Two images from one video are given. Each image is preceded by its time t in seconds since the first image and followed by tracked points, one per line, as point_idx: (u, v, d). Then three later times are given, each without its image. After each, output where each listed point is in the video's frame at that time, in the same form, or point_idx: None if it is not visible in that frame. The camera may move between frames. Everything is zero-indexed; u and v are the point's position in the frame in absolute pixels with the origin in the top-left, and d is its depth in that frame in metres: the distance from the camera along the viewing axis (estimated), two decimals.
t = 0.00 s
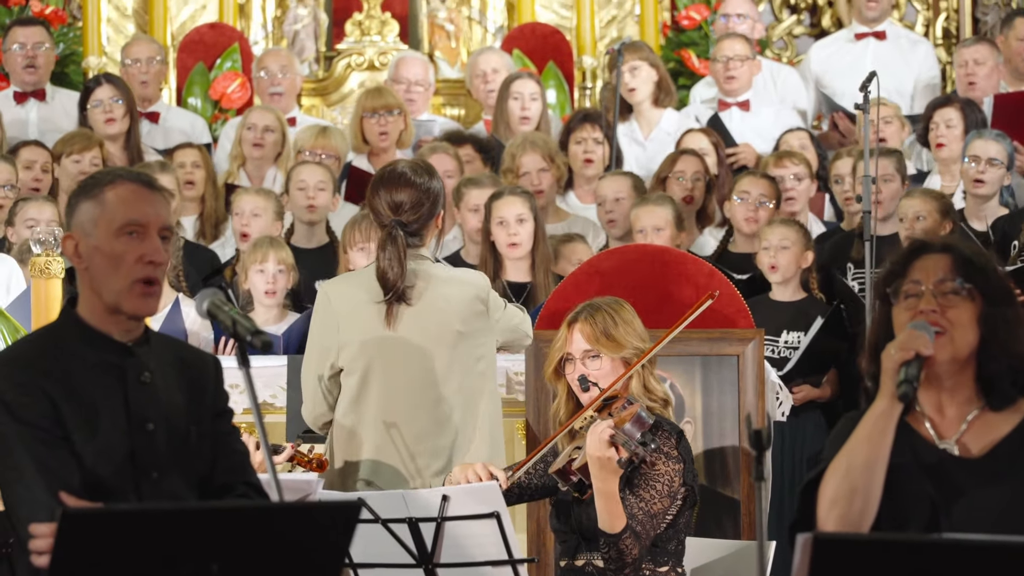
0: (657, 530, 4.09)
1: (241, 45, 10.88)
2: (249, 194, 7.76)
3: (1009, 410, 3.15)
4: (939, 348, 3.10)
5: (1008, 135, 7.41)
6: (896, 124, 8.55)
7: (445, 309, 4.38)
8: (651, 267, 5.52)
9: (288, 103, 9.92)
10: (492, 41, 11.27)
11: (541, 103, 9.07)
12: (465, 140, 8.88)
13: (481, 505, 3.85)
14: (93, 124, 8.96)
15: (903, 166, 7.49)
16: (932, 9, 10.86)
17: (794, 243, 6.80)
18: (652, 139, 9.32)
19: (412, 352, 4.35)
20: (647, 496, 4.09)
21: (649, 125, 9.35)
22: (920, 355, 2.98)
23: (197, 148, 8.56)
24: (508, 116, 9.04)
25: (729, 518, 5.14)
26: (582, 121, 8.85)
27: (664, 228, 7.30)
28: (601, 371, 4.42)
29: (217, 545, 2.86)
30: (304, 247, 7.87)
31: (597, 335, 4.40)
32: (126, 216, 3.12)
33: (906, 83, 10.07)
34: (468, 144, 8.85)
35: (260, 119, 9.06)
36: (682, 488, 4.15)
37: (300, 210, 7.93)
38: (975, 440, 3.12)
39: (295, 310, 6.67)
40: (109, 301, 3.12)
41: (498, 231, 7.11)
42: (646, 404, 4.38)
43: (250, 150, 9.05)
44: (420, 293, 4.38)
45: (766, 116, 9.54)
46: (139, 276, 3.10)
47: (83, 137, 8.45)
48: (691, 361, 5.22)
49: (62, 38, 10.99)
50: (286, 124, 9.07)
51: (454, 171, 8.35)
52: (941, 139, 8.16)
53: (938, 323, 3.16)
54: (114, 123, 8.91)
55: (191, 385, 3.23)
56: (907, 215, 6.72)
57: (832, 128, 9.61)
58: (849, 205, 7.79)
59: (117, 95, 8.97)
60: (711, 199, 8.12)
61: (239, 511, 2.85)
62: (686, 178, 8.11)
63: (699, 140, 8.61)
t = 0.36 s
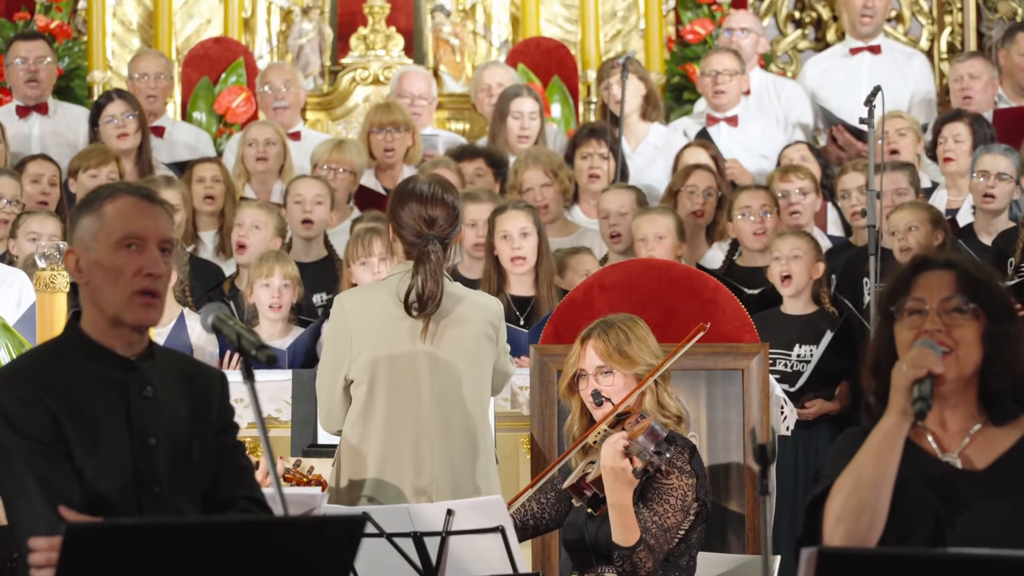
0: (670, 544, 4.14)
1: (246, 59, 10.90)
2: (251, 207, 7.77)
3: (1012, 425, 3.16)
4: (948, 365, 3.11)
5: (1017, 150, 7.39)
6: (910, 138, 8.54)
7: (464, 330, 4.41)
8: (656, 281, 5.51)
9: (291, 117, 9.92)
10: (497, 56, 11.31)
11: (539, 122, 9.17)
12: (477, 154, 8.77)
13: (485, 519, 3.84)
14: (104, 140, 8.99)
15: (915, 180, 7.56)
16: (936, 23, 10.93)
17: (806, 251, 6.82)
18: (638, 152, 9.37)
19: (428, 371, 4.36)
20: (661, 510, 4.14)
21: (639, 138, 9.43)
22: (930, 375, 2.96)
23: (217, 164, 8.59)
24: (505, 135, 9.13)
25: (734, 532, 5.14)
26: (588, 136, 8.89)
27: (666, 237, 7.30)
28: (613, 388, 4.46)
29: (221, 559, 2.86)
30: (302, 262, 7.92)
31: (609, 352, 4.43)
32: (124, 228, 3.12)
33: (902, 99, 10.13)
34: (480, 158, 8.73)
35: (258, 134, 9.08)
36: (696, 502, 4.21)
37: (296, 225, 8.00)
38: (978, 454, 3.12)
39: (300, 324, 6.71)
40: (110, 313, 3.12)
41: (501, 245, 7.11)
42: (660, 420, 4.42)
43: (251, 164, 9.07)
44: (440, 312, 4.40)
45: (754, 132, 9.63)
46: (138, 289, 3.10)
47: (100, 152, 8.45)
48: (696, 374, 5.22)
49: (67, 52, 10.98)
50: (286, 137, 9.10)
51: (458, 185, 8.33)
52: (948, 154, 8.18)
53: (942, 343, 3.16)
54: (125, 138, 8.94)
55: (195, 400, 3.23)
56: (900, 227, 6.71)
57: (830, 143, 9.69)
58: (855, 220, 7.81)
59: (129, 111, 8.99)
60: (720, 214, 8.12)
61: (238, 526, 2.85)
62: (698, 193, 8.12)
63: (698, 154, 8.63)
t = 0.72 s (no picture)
0: (678, 558, 4.14)
1: (250, 73, 10.90)
2: (244, 224, 7.71)
3: (1008, 438, 3.16)
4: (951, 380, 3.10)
5: None
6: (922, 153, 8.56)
7: (473, 347, 4.43)
8: (659, 295, 5.51)
9: (295, 131, 9.95)
10: (500, 69, 11.35)
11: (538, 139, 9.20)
12: (480, 168, 8.79)
13: (488, 532, 3.84)
14: (107, 154, 9.00)
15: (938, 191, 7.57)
16: (940, 36, 10.93)
17: (827, 266, 6.74)
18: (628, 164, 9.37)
19: (436, 385, 4.36)
20: (667, 523, 4.16)
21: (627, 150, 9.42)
22: (934, 391, 2.96)
23: (230, 178, 8.57)
24: (505, 152, 9.15)
25: (739, 546, 5.12)
26: (592, 151, 8.94)
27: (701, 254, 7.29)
28: (617, 404, 4.47)
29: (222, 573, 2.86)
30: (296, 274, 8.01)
31: (611, 369, 4.45)
32: (118, 249, 3.10)
33: (900, 114, 10.22)
34: (484, 172, 8.74)
35: (255, 148, 9.10)
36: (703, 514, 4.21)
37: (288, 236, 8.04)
38: (977, 466, 3.13)
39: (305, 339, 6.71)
40: (106, 331, 3.10)
41: (505, 257, 7.11)
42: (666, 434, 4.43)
43: (249, 178, 9.08)
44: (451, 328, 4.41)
45: (749, 148, 9.70)
46: (132, 308, 3.08)
47: (102, 166, 8.45)
48: (700, 389, 5.22)
49: (71, 66, 11.05)
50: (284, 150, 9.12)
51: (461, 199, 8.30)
52: (956, 168, 8.19)
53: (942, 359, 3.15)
54: (128, 152, 8.95)
55: (194, 414, 3.21)
56: (909, 241, 6.70)
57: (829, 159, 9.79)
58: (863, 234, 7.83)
59: (132, 125, 9.02)
60: (732, 229, 8.11)
61: (239, 540, 2.84)
62: (710, 208, 8.12)
63: (700, 170, 8.66)
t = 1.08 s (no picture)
0: (683, 568, 4.16)
1: (256, 83, 10.96)
2: (249, 233, 7.74)
3: (1011, 444, 3.17)
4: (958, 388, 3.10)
5: None
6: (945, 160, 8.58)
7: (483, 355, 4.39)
8: (664, 304, 5.51)
9: (300, 140, 9.96)
10: (507, 80, 11.38)
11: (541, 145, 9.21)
12: (484, 177, 8.77)
13: (494, 542, 3.84)
14: (107, 162, 9.01)
15: (966, 204, 7.54)
16: (946, 47, 10.94)
17: (839, 284, 6.73)
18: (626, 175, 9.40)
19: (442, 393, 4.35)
20: (671, 533, 4.17)
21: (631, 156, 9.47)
22: (944, 398, 2.97)
23: (233, 189, 8.63)
24: (509, 159, 9.15)
25: (744, 554, 5.10)
26: (599, 160, 8.95)
27: (732, 268, 7.27)
28: (615, 417, 4.53)
29: None
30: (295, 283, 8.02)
31: (607, 382, 4.51)
32: (115, 264, 3.05)
33: (909, 123, 10.20)
34: (488, 181, 8.74)
35: (259, 157, 9.12)
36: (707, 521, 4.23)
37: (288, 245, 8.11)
38: (978, 472, 3.14)
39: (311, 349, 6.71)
40: (105, 346, 3.06)
41: (511, 266, 7.10)
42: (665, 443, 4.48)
43: (249, 186, 9.10)
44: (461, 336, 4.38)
45: (754, 158, 9.63)
46: (129, 324, 3.02)
47: (97, 175, 8.45)
48: (707, 399, 5.22)
49: (78, 76, 11.03)
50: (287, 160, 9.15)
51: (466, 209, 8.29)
52: (966, 179, 8.16)
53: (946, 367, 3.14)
54: (128, 160, 8.97)
55: (198, 425, 3.17)
56: (937, 252, 6.63)
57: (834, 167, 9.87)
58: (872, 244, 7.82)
59: (132, 133, 9.04)
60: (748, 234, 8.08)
61: (242, 549, 2.83)
62: (720, 217, 8.11)
63: (710, 178, 8.67)
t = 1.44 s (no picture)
0: None
1: (268, 91, 11.02)
2: (262, 240, 7.77)
3: (1014, 452, 3.18)
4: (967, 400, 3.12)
5: None
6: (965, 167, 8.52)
7: (484, 365, 4.44)
8: (676, 312, 5.50)
9: (312, 149, 9.99)
10: (519, 88, 11.38)
11: (551, 147, 9.18)
12: (492, 186, 8.80)
13: (507, 550, 3.84)
14: (110, 170, 9.02)
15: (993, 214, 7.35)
16: (958, 54, 10.97)
17: (843, 290, 6.77)
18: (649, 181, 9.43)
19: (448, 403, 4.38)
20: (673, 542, 4.17)
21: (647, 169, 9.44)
22: (959, 416, 2.98)
23: (228, 197, 8.64)
24: (518, 161, 9.16)
25: (755, 562, 5.10)
26: (611, 168, 8.94)
27: (734, 275, 7.28)
28: (610, 429, 4.51)
29: None
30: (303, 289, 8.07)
31: (598, 394, 4.50)
32: (128, 280, 3.02)
33: (921, 131, 10.16)
34: (497, 190, 8.77)
35: (269, 165, 9.15)
36: (709, 527, 4.23)
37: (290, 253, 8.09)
38: (983, 479, 3.14)
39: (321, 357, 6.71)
40: (115, 357, 3.05)
41: (524, 274, 7.10)
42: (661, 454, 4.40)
43: (258, 193, 9.11)
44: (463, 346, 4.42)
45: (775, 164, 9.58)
46: (140, 339, 3.01)
47: (96, 182, 8.49)
48: (718, 406, 5.21)
49: (89, 84, 11.08)
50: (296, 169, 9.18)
51: (477, 217, 8.28)
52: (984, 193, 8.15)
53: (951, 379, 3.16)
54: (133, 168, 8.99)
55: (211, 432, 3.17)
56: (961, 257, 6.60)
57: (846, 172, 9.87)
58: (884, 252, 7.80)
59: (135, 141, 9.09)
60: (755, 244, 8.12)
61: (256, 557, 2.84)
62: (727, 231, 8.12)
63: (727, 186, 8.65)
